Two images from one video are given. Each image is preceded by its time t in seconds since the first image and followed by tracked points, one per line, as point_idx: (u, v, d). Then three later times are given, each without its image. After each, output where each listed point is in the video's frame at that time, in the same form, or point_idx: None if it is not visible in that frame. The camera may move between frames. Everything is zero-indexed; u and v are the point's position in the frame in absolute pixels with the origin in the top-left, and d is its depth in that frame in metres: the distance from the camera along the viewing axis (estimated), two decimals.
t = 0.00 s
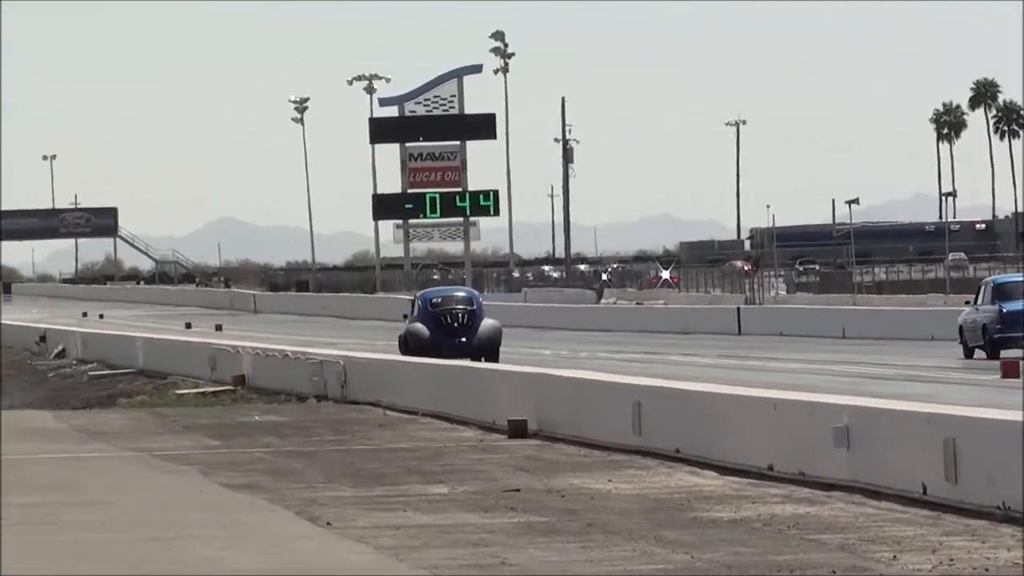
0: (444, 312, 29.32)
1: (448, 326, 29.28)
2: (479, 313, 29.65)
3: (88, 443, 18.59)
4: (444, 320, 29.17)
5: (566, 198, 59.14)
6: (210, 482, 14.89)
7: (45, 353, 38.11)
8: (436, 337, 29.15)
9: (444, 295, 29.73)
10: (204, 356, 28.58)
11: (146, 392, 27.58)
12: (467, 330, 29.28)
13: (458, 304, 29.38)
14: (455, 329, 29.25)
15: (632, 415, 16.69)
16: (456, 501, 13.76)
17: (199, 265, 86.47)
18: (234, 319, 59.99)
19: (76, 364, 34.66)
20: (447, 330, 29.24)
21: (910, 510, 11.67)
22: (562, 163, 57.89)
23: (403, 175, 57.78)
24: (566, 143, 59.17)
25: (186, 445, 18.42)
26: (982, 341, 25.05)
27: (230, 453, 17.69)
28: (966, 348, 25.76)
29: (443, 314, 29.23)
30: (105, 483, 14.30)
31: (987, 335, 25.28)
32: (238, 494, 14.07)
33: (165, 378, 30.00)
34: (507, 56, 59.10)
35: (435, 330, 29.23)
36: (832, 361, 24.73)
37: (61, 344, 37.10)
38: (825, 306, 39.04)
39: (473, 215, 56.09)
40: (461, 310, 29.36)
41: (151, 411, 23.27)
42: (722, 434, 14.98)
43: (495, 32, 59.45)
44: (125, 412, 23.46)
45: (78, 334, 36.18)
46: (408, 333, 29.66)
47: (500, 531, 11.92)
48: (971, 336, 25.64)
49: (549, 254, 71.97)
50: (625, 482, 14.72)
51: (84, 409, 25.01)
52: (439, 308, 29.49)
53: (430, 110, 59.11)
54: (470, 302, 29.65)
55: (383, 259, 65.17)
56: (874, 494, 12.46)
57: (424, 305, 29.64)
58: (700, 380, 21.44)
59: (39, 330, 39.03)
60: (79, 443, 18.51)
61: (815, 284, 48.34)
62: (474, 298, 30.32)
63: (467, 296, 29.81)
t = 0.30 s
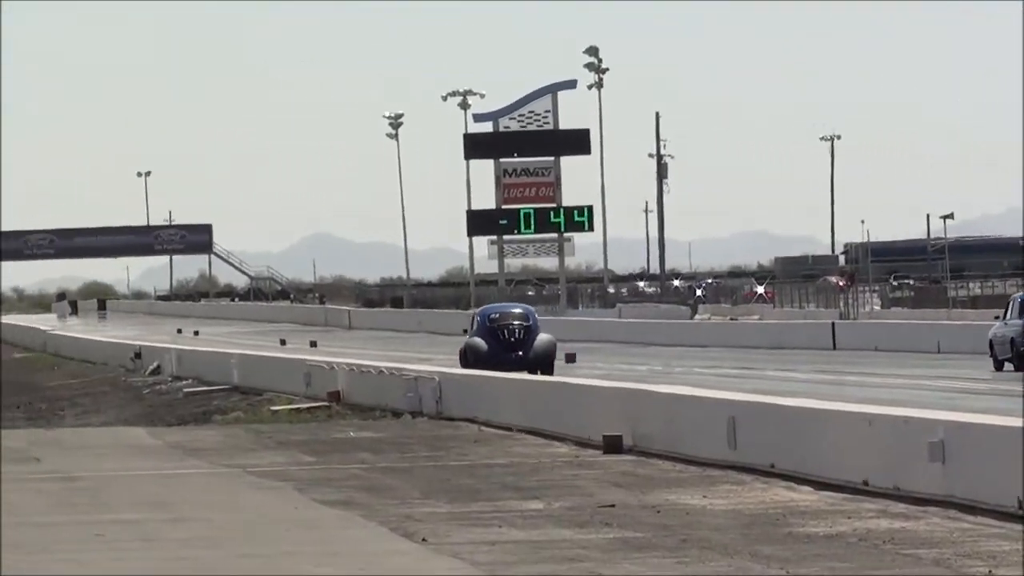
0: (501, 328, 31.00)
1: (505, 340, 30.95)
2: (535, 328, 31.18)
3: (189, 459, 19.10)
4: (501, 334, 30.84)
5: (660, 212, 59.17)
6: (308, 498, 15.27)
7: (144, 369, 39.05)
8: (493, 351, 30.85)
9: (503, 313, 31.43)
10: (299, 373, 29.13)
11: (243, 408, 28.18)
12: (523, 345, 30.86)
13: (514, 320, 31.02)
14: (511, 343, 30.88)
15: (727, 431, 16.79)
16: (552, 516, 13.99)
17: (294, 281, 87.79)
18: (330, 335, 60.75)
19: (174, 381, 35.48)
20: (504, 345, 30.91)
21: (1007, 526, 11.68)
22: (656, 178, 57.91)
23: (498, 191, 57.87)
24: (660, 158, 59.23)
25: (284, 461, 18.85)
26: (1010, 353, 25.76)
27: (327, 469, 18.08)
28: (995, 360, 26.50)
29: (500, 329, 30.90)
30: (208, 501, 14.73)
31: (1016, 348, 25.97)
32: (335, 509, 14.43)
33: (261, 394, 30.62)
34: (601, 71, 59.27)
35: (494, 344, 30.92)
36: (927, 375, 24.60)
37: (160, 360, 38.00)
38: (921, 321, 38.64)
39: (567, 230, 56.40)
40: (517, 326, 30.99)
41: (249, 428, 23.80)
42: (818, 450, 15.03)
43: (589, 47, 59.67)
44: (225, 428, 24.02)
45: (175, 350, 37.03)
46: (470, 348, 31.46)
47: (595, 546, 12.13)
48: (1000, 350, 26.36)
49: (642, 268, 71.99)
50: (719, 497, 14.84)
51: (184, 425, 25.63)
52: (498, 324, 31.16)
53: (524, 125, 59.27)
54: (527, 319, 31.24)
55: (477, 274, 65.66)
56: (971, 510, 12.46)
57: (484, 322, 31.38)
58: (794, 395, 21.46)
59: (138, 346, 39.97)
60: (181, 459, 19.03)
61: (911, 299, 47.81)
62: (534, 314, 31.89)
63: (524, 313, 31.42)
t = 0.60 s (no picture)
0: (525, 346, 31.17)
1: (529, 359, 31.16)
2: (557, 346, 31.53)
3: (248, 478, 19.39)
4: (525, 354, 31.08)
5: (719, 230, 59.05)
6: (365, 517, 15.48)
7: (203, 388, 39.54)
8: (517, 368, 31.03)
9: (525, 330, 31.60)
10: (357, 392, 29.41)
11: (301, 427, 28.49)
12: (545, 363, 31.20)
13: (537, 338, 31.25)
14: (535, 362, 31.12)
15: (784, 450, 16.82)
16: (609, 535, 14.10)
17: (352, 299, 88.44)
18: (388, 354, 61.18)
19: (232, 401, 35.88)
20: (527, 363, 31.12)
21: None
22: (714, 197, 57.79)
23: (556, 211, 58.20)
24: (718, 177, 59.13)
25: (342, 481, 19.09)
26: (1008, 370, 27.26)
27: (384, 489, 18.30)
28: (994, 376, 28.25)
29: (524, 347, 31.08)
30: (268, 521, 14.98)
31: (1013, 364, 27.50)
32: (393, 529, 14.63)
33: (318, 413, 30.93)
34: (660, 90, 59.31)
35: (517, 362, 31.11)
36: (986, 394, 24.43)
37: (217, 380, 38.47)
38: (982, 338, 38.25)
39: (626, 249, 56.37)
40: (541, 344, 31.23)
41: (306, 447, 24.08)
42: (875, 469, 15.03)
43: (648, 66, 59.72)
44: (283, 447, 24.33)
45: (233, 371, 37.47)
46: (492, 364, 31.52)
47: (651, 565, 12.25)
48: (1000, 366, 27.85)
49: (701, 286, 71.76)
50: (777, 516, 14.89)
51: (243, 444, 25.97)
52: (520, 342, 31.35)
53: (583, 145, 59.58)
54: (549, 336, 31.54)
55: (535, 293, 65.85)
56: None
57: (507, 339, 31.49)
58: (852, 414, 21.41)
59: (196, 366, 40.50)
60: (240, 478, 19.32)
61: (971, 317, 47.28)
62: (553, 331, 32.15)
63: (546, 331, 31.69)
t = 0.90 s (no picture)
0: (513, 353, 32.82)
1: (518, 364, 32.74)
2: (544, 353, 33.15)
3: (269, 485, 19.53)
4: (514, 359, 32.68)
5: (739, 237, 59.00)
6: (387, 524, 15.60)
7: (224, 395, 39.78)
8: (506, 373, 32.64)
9: (514, 339, 33.28)
10: (378, 399, 29.54)
11: (322, 434, 28.65)
12: (533, 368, 32.81)
13: (525, 346, 32.93)
14: (523, 367, 32.71)
15: (806, 456, 16.86)
16: (631, 541, 14.19)
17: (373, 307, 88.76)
18: (409, 361, 61.40)
19: (252, 408, 36.04)
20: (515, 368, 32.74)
21: None
22: (734, 204, 57.77)
23: (577, 218, 58.33)
24: (739, 184, 59.10)
25: (363, 488, 19.21)
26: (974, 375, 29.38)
27: (406, 495, 18.42)
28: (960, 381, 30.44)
29: (513, 354, 32.70)
30: (290, 528, 15.10)
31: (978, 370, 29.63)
32: (414, 535, 14.74)
33: (339, 420, 31.09)
34: (680, 97, 59.40)
35: (507, 368, 32.68)
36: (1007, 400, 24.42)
37: (239, 387, 38.70)
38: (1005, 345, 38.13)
39: (646, 256, 56.34)
40: (529, 351, 32.88)
41: (327, 454, 24.22)
42: (897, 474, 15.08)
43: (668, 73, 59.81)
44: (303, 454, 24.49)
45: (253, 379, 37.63)
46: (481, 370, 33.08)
47: (673, 572, 12.33)
48: (967, 372, 29.99)
49: (722, 294, 71.71)
50: (798, 522, 14.94)
51: (264, 451, 26.14)
52: (510, 349, 32.99)
53: (603, 152, 59.90)
54: (537, 345, 33.17)
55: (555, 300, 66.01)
56: None
57: (497, 346, 33.13)
58: (872, 420, 21.44)
59: (217, 374, 40.75)
60: (261, 485, 19.46)
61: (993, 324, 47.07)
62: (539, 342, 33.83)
63: (534, 340, 33.34)
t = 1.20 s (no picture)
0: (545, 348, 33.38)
1: (549, 359, 33.33)
2: (575, 347, 33.67)
3: (332, 481, 19.88)
4: (546, 354, 33.23)
5: (801, 233, 58.81)
6: (450, 519, 15.87)
7: (286, 390, 40.31)
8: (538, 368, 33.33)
9: (546, 333, 33.74)
10: (440, 395, 29.85)
11: (384, 430, 29.00)
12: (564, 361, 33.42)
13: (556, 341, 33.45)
14: (555, 361, 33.31)
15: (868, 453, 16.93)
16: (692, 538, 14.35)
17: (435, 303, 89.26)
18: (470, 357, 61.74)
19: (314, 404, 36.49)
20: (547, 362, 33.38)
21: None
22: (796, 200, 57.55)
23: (638, 214, 58.41)
24: (801, 180, 58.91)
25: (425, 483, 19.50)
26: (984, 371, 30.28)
27: (468, 491, 18.69)
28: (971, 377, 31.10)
29: (545, 349, 33.23)
30: (353, 524, 15.41)
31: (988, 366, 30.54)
32: (476, 531, 15.00)
33: (401, 416, 31.43)
34: (742, 93, 59.27)
35: (539, 362, 33.28)
36: None
37: (300, 382, 39.22)
38: None
39: (708, 252, 56.27)
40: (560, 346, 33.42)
41: (390, 450, 24.55)
42: (961, 471, 15.11)
43: (730, 69, 59.72)
44: (366, 449, 24.84)
45: (315, 375, 38.10)
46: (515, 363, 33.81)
47: (734, 568, 12.49)
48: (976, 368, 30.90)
49: (784, 290, 71.48)
50: (861, 519, 15.03)
51: (326, 447, 26.52)
52: (542, 343, 33.52)
53: (665, 148, 59.85)
54: (568, 339, 33.65)
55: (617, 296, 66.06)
56: None
57: (529, 341, 33.63)
58: (935, 417, 21.43)
59: (279, 369, 41.28)
60: (324, 481, 19.82)
61: None
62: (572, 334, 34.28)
63: (566, 334, 33.80)
